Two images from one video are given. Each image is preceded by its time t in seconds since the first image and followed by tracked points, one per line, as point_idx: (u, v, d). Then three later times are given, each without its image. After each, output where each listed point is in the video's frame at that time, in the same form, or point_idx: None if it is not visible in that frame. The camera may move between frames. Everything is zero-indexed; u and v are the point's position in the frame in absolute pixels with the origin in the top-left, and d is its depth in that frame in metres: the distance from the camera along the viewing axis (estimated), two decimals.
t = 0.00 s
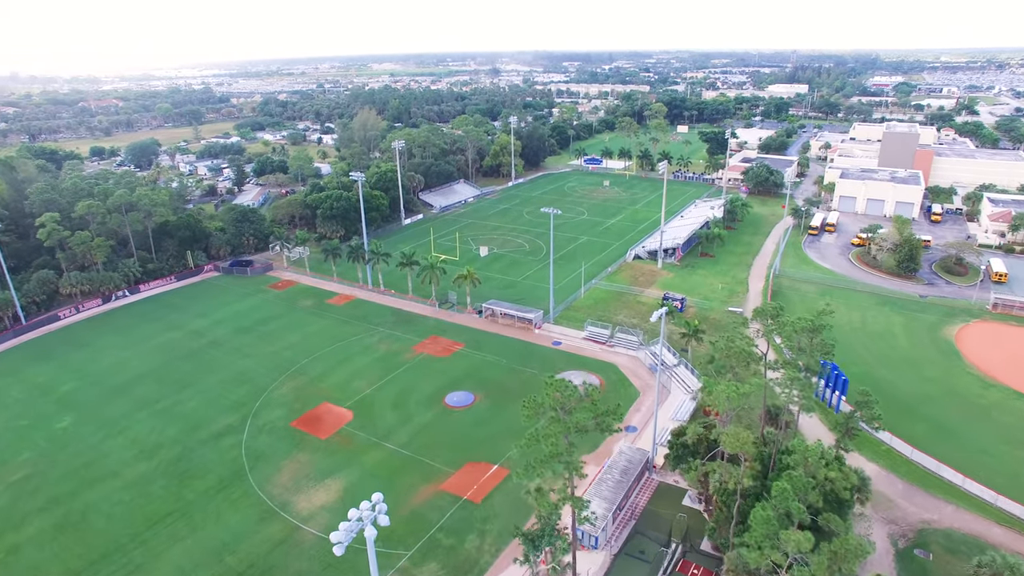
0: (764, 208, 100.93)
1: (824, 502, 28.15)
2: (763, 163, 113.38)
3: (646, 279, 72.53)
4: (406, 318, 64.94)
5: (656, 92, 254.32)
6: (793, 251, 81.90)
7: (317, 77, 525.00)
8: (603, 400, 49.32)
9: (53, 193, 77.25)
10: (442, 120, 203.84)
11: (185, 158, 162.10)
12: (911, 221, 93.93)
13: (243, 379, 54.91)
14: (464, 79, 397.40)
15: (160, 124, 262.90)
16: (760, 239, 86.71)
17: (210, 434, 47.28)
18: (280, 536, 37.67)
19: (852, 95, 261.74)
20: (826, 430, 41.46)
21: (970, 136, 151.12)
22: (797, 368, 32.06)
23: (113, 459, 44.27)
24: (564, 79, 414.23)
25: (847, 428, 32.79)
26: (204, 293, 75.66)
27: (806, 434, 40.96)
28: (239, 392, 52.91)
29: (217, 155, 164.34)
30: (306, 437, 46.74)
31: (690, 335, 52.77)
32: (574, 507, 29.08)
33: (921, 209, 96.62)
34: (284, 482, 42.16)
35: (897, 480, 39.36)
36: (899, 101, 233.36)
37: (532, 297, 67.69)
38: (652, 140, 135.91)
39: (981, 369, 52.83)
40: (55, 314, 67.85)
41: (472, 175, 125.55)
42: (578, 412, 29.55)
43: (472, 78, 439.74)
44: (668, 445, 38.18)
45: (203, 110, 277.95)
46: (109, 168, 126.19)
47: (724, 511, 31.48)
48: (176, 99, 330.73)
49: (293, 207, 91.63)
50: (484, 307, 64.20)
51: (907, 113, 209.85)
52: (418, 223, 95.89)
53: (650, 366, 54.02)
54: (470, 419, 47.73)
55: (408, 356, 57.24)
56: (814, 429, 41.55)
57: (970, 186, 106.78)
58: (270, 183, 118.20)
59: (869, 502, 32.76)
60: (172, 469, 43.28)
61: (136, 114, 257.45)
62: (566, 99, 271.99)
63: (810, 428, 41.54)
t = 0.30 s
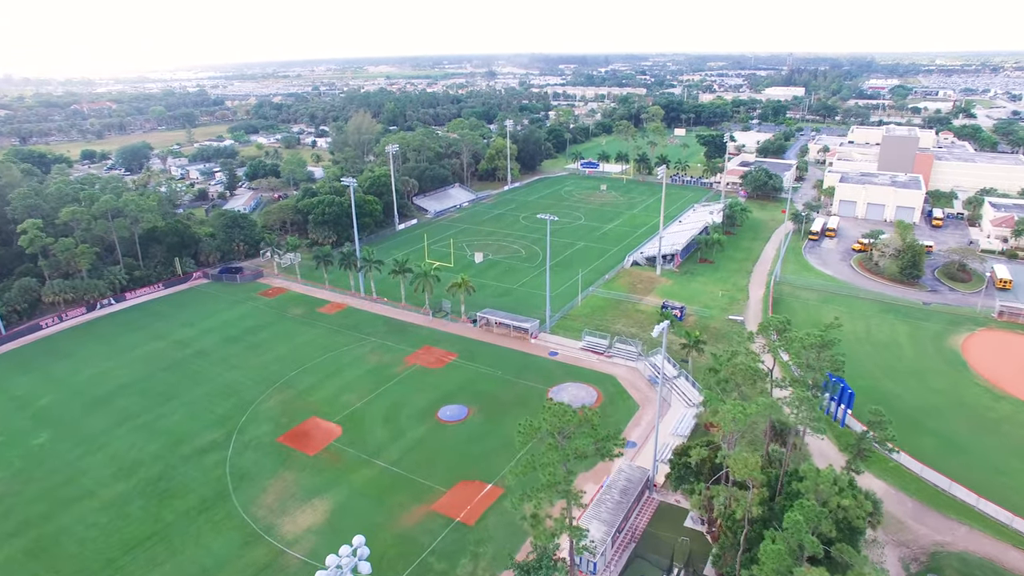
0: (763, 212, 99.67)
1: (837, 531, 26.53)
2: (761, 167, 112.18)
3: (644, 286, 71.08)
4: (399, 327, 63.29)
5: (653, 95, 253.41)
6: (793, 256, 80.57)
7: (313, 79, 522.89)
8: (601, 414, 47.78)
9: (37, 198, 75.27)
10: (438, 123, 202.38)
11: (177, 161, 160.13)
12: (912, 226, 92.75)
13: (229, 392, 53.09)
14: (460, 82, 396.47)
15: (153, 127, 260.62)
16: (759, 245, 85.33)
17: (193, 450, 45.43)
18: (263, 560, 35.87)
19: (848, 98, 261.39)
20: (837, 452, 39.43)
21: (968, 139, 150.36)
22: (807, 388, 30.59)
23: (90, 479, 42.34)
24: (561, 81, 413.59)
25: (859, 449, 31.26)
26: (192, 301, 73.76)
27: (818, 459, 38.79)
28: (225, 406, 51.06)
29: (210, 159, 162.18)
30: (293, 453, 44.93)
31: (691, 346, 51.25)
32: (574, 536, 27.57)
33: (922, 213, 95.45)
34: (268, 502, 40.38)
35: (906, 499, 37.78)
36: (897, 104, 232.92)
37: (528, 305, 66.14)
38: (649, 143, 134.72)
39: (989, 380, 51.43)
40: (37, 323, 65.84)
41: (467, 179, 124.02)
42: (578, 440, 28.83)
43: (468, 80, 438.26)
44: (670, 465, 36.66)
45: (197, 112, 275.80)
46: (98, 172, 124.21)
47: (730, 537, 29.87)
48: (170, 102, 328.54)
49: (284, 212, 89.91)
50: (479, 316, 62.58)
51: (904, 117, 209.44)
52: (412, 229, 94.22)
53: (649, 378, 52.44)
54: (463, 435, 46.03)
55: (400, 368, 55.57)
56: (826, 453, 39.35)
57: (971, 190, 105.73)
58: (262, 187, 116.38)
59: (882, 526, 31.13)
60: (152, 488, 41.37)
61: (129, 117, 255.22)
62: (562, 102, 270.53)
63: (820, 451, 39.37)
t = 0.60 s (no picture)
0: (763, 217, 98.37)
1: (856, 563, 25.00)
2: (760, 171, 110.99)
3: (644, 293, 69.58)
4: (393, 337, 61.58)
5: (649, 98, 252.47)
6: (795, 262, 79.22)
7: (308, 82, 520.71)
8: (601, 428, 46.20)
9: (20, 204, 73.29)
10: (434, 126, 200.87)
11: (169, 164, 158.01)
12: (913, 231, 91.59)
13: (216, 405, 51.17)
14: (456, 84, 395.43)
15: (146, 129, 258.18)
16: (760, 250, 84.02)
17: (177, 468, 43.51)
18: None
19: (845, 101, 261.17)
20: (852, 475, 36.53)
21: (967, 143, 149.62)
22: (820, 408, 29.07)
23: (67, 499, 40.34)
24: (557, 83, 412.75)
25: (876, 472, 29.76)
26: (180, 308, 71.80)
27: (833, 485, 35.58)
28: (211, 420, 49.13)
29: (202, 162, 160.05)
30: (282, 471, 43.12)
31: (692, 357, 49.72)
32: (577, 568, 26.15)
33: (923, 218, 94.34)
34: (255, 523, 38.53)
35: (921, 520, 36.19)
36: (894, 107, 232.69)
37: (525, 314, 64.53)
38: (647, 146, 133.46)
39: (999, 391, 50.01)
40: (19, 332, 63.77)
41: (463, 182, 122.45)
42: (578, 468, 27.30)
43: (464, 83, 436.97)
44: (674, 486, 35.12)
45: (191, 114, 273.45)
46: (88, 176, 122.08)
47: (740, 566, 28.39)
48: (163, 104, 326.10)
49: (275, 217, 88.11)
50: (474, 325, 60.91)
51: (901, 120, 209.09)
52: (406, 234, 92.56)
53: (650, 390, 50.86)
54: (458, 451, 44.37)
55: (393, 380, 53.82)
56: (840, 478, 36.30)
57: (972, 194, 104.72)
58: (254, 192, 114.50)
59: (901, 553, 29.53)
60: (133, 509, 39.39)
61: (122, 119, 252.81)
62: (559, 105, 269.50)
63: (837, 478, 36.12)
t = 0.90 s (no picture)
0: (766, 222, 96.87)
1: None
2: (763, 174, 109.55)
3: (645, 302, 68.01)
4: (388, 347, 59.99)
5: (650, 101, 251.27)
6: (799, 269, 77.69)
7: (308, 85, 519.94)
8: (602, 446, 44.58)
9: (7, 212, 71.78)
10: (433, 129, 199.61)
11: (165, 169, 156.65)
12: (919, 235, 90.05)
13: (205, 420, 49.47)
14: (456, 88, 394.60)
15: (144, 133, 257.03)
16: (763, 256, 82.46)
17: (161, 487, 41.74)
18: None
19: (846, 103, 260.17)
20: (869, 501, 35.05)
21: (971, 145, 148.17)
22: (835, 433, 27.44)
23: (44, 523, 38.58)
24: (557, 86, 411.97)
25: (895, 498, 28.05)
26: (171, 317, 70.14)
27: (850, 513, 34.05)
28: (199, 436, 47.37)
29: (198, 166, 158.45)
30: (272, 491, 41.38)
31: (697, 370, 48.06)
32: None
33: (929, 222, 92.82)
34: (240, 547, 36.76)
35: (939, 544, 34.33)
36: (895, 109, 231.56)
37: (524, 323, 62.93)
38: (648, 150, 131.99)
39: (1014, 403, 48.32)
40: (4, 343, 62.10)
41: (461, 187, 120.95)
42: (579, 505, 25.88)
43: (463, 85, 436.26)
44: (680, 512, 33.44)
45: (189, 118, 272.29)
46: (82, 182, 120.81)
47: None
48: (162, 108, 324.88)
49: (270, 224, 86.57)
50: (472, 336, 59.30)
51: (904, 122, 207.72)
52: (403, 240, 90.98)
53: (652, 404, 49.23)
54: (454, 469, 42.73)
55: (388, 393, 52.13)
56: (857, 504, 34.79)
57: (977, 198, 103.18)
58: (250, 197, 113.04)
59: None
60: (113, 533, 37.66)
61: (119, 123, 251.82)
62: (559, 108, 268.18)
63: (855, 507, 34.45)
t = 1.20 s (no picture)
0: (765, 227, 95.58)
1: None
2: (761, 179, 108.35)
3: (644, 310, 66.51)
4: (380, 358, 58.26)
5: (646, 104, 250.60)
6: (800, 276, 76.37)
7: (303, 88, 517.83)
8: (601, 463, 42.97)
9: None
10: (428, 133, 198.04)
11: (156, 173, 154.41)
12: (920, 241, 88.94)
13: (188, 435, 47.50)
14: (451, 90, 393.47)
15: (136, 136, 254.36)
16: (763, 263, 81.04)
17: (140, 508, 39.74)
18: None
19: (841, 107, 260.11)
20: (884, 528, 33.34)
21: (968, 149, 147.65)
22: (850, 458, 25.89)
23: (14, 548, 36.51)
24: (553, 89, 411.23)
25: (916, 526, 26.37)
26: (157, 326, 68.10)
27: (865, 541, 32.39)
28: (181, 452, 45.40)
29: (189, 170, 156.12)
30: (256, 512, 39.40)
31: (699, 384, 46.51)
32: None
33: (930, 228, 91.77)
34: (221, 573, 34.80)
35: (956, 571, 32.70)
36: (891, 113, 231.33)
37: (520, 333, 61.33)
38: (644, 154, 130.72)
39: None
40: None
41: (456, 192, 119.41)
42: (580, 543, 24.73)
43: (459, 88, 435.13)
44: (684, 539, 31.88)
45: (181, 121, 269.87)
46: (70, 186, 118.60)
47: None
48: (154, 110, 321.80)
49: (260, 229, 84.72)
50: (466, 346, 57.63)
51: (900, 126, 207.47)
52: (396, 245, 89.22)
53: (652, 418, 47.67)
54: (448, 488, 41.01)
55: (379, 408, 50.34)
56: (872, 532, 33.07)
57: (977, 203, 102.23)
58: (241, 201, 111.13)
59: None
60: (87, 560, 35.65)
61: (111, 125, 249.09)
62: (554, 111, 267.23)
63: (871, 537, 32.60)
